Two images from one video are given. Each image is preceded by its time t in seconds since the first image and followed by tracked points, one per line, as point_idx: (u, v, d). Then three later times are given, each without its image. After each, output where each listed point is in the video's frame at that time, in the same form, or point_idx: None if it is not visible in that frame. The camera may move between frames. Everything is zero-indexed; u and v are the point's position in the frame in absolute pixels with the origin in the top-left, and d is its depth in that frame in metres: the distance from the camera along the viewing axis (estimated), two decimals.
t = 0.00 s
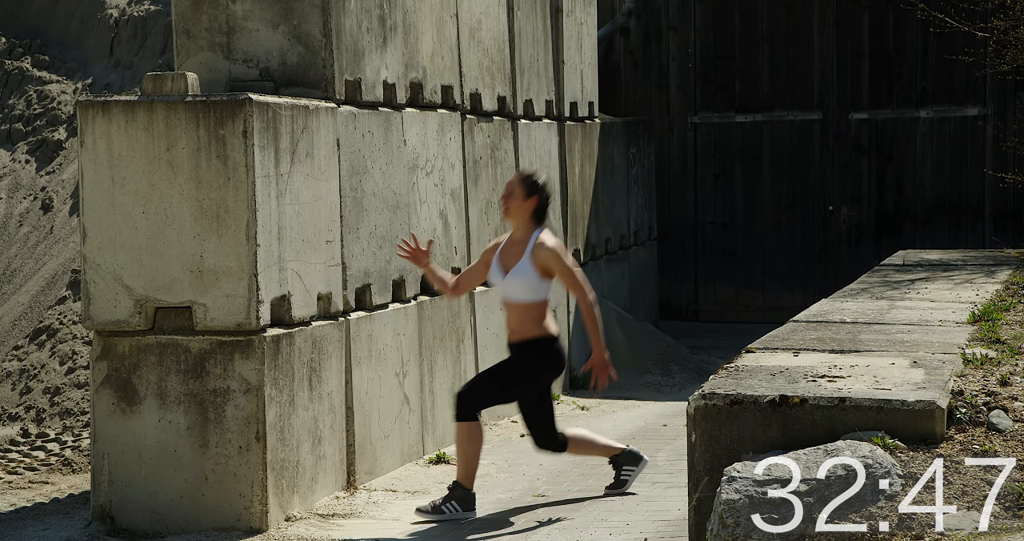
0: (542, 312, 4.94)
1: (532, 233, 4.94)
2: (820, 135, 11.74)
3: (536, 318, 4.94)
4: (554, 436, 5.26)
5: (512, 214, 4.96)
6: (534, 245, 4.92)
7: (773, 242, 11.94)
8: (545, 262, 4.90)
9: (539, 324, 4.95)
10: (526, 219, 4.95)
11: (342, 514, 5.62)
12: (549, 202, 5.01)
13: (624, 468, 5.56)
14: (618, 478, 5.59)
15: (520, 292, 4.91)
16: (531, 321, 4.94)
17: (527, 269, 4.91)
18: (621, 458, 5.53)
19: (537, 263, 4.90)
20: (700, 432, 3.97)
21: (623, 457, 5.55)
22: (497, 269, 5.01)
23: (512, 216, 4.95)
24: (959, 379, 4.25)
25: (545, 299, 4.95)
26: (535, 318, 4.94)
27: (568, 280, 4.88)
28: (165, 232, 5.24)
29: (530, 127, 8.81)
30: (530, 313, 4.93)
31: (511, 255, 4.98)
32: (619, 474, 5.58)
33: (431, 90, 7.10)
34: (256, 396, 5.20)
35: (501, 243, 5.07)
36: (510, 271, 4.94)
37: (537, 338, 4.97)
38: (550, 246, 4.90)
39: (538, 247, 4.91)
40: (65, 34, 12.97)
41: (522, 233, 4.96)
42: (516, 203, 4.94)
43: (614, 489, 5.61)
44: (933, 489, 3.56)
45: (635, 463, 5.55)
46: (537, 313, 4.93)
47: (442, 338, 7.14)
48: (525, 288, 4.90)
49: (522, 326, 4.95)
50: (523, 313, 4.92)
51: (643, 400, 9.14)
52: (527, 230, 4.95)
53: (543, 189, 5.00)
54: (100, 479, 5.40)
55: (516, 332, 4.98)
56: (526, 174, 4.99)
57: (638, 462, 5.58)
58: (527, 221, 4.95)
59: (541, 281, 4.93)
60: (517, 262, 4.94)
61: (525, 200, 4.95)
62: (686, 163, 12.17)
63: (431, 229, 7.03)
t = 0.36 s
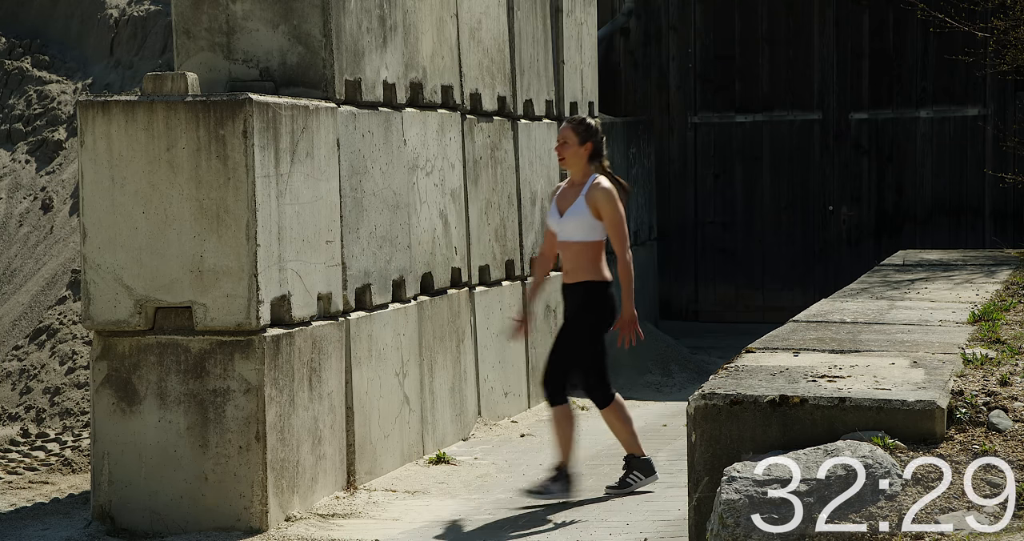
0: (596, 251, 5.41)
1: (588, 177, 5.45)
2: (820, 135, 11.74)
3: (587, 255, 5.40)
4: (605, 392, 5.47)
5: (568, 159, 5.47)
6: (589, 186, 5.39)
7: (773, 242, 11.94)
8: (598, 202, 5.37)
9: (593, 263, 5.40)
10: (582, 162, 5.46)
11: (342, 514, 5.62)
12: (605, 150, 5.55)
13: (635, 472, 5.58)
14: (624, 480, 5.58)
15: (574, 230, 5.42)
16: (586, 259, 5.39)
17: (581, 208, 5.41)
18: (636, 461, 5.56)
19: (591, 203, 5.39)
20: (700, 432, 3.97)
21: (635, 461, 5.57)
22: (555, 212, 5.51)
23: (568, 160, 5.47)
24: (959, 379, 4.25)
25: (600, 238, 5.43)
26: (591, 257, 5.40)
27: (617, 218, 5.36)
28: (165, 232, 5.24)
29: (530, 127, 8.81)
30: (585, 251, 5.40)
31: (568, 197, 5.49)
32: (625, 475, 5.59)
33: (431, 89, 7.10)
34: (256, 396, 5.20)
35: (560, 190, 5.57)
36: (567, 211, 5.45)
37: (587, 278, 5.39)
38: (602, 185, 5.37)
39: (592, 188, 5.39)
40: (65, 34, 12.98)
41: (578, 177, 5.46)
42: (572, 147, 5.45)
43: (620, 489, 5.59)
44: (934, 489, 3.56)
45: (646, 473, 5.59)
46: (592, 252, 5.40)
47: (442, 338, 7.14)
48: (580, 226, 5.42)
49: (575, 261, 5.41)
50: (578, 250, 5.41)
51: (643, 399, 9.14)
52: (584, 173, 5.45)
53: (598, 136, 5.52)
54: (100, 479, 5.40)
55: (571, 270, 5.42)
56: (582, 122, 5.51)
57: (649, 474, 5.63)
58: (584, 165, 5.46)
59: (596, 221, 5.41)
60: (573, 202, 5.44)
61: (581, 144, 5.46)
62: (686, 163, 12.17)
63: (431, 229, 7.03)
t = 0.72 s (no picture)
0: (614, 241, 5.48)
1: (604, 167, 5.54)
2: (820, 135, 11.74)
3: (605, 245, 5.47)
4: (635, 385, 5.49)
5: (584, 150, 5.58)
6: (605, 176, 5.47)
7: (773, 242, 11.94)
8: (612, 191, 5.44)
9: (612, 252, 5.47)
10: (598, 153, 5.56)
11: (342, 514, 5.62)
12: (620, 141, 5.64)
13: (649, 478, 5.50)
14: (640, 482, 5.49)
15: (591, 221, 5.50)
16: (603, 250, 5.47)
17: (597, 199, 5.48)
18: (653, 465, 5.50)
19: (605, 193, 5.46)
20: (700, 432, 3.97)
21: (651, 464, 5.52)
22: (573, 205, 5.60)
23: (584, 151, 5.57)
24: (959, 379, 4.25)
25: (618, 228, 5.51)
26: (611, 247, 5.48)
27: (632, 206, 5.42)
28: (165, 232, 5.24)
29: (530, 127, 8.81)
30: (604, 241, 5.48)
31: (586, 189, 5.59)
32: (640, 478, 5.49)
33: (431, 89, 7.10)
34: (255, 396, 5.20)
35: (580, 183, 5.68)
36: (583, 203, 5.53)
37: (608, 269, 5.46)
38: (617, 174, 5.45)
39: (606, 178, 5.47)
40: (65, 34, 12.98)
41: (595, 168, 5.56)
42: (588, 138, 5.55)
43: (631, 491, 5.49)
44: (934, 490, 3.56)
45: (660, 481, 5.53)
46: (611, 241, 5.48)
47: (442, 338, 7.14)
48: (596, 216, 5.49)
49: (594, 252, 5.49)
50: (596, 240, 5.49)
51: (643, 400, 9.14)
52: (600, 164, 5.54)
53: (613, 127, 5.62)
54: (100, 479, 5.40)
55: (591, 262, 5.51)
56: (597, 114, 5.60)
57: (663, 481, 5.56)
58: (599, 155, 5.56)
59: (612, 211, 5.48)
60: (590, 194, 5.53)
61: (596, 136, 5.57)
62: (686, 163, 12.16)
63: (431, 229, 7.03)
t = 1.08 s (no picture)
0: (627, 244, 5.45)
1: (618, 170, 5.49)
2: (820, 135, 11.74)
3: (620, 250, 5.45)
4: (649, 388, 5.46)
5: (599, 153, 5.52)
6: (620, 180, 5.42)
7: (773, 242, 11.94)
8: (627, 194, 5.38)
9: (626, 256, 5.44)
10: (612, 155, 5.50)
11: (342, 514, 5.62)
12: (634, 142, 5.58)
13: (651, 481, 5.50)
14: (641, 484, 5.50)
15: (606, 226, 5.46)
16: (618, 254, 5.45)
17: (613, 204, 5.43)
18: (656, 467, 5.50)
19: (620, 196, 5.41)
20: (700, 432, 3.97)
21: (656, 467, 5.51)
22: (587, 208, 5.56)
23: (598, 154, 5.51)
24: (959, 379, 4.25)
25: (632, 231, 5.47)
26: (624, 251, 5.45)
27: (649, 211, 5.35)
28: (165, 232, 5.24)
29: (530, 127, 8.81)
30: (618, 245, 5.45)
31: (601, 193, 5.54)
32: (642, 480, 5.50)
33: (431, 89, 7.10)
34: (255, 396, 5.20)
35: (595, 185, 5.64)
36: (598, 207, 5.48)
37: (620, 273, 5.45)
38: (632, 177, 5.40)
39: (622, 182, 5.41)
40: (65, 34, 12.98)
41: (609, 171, 5.50)
42: (602, 141, 5.50)
43: (632, 492, 5.50)
44: (934, 489, 3.56)
45: (662, 485, 5.52)
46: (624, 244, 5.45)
47: (442, 338, 7.14)
48: (610, 220, 5.44)
49: (608, 257, 5.46)
50: (610, 244, 5.46)
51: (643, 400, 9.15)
52: (615, 167, 5.49)
53: (626, 128, 5.56)
54: (100, 479, 5.41)
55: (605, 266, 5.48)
56: (609, 115, 5.54)
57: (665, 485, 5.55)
58: (614, 158, 5.50)
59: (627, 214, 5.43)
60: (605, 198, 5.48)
61: (610, 138, 5.51)
62: (686, 163, 12.16)
63: (431, 229, 7.03)
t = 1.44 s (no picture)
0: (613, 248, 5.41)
1: (603, 174, 5.52)
2: (819, 135, 11.74)
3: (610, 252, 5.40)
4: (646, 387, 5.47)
5: (583, 158, 5.56)
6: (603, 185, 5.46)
7: (773, 242, 11.94)
8: (609, 199, 5.42)
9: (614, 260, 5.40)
10: (597, 160, 5.54)
11: (342, 514, 5.62)
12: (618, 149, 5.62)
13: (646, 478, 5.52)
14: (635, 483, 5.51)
15: (593, 229, 5.44)
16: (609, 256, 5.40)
17: (597, 207, 5.44)
18: (650, 467, 5.51)
19: (604, 200, 5.43)
20: (700, 432, 3.97)
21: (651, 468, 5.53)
22: (575, 214, 5.53)
23: (583, 159, 5.54)
24: (959, 379, 4.25)
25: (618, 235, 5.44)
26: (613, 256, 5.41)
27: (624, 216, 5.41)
28: (165, 232, 5.24)
29: (530, 127, 8.81)
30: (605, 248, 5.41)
31: (587, 197, 5.52)
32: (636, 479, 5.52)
33: (431, 89, 7.10)
34: (255, 396, 5.20)
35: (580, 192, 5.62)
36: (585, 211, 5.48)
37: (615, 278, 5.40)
38: (616, 181, 5.43)
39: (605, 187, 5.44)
40: (65, 34, 12.98)
41: (593, 176, 5.53)
42: (586, 145, 5.53)
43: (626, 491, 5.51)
44: (934, 490, 3.56)
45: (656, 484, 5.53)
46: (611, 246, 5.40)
47: (442, 338, 7.14)
48: (595, 225, 5.43)
49: (599, 259, 5.42)
50: (596, 249, 5.42)
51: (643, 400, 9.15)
52: (599, 172, 5.52)
53: (610, 134, 5.61)
54: (100, 479, 5.40)
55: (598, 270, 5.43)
56: (593, 121, 5.58)
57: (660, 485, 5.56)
58: (598, 163, 5.54)
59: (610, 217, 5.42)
60: (590, 202, 5.49)
61: (594, 143, 5.54)
62: (686, 163, 12.16)
63: (431, 229, 7.03)
